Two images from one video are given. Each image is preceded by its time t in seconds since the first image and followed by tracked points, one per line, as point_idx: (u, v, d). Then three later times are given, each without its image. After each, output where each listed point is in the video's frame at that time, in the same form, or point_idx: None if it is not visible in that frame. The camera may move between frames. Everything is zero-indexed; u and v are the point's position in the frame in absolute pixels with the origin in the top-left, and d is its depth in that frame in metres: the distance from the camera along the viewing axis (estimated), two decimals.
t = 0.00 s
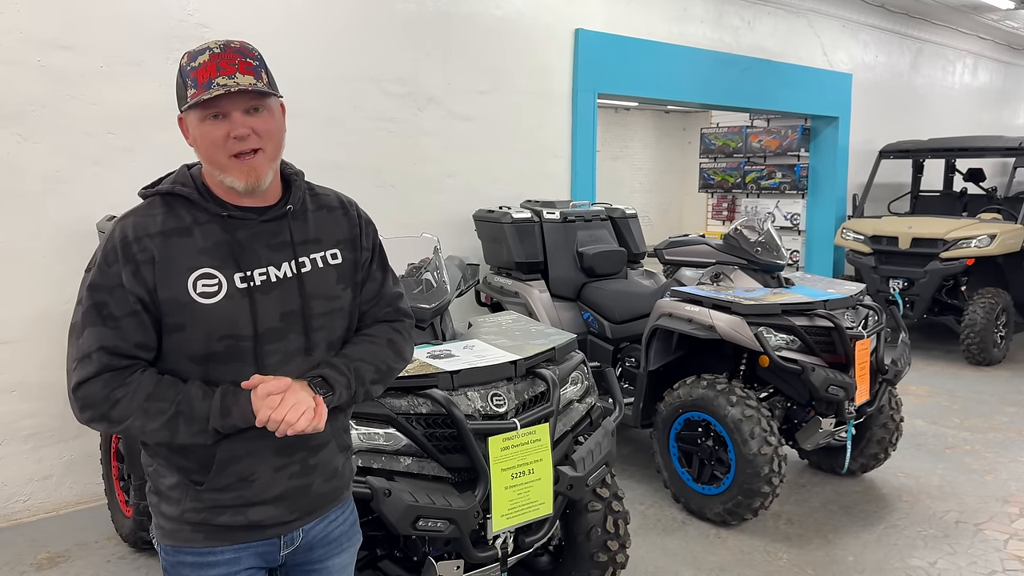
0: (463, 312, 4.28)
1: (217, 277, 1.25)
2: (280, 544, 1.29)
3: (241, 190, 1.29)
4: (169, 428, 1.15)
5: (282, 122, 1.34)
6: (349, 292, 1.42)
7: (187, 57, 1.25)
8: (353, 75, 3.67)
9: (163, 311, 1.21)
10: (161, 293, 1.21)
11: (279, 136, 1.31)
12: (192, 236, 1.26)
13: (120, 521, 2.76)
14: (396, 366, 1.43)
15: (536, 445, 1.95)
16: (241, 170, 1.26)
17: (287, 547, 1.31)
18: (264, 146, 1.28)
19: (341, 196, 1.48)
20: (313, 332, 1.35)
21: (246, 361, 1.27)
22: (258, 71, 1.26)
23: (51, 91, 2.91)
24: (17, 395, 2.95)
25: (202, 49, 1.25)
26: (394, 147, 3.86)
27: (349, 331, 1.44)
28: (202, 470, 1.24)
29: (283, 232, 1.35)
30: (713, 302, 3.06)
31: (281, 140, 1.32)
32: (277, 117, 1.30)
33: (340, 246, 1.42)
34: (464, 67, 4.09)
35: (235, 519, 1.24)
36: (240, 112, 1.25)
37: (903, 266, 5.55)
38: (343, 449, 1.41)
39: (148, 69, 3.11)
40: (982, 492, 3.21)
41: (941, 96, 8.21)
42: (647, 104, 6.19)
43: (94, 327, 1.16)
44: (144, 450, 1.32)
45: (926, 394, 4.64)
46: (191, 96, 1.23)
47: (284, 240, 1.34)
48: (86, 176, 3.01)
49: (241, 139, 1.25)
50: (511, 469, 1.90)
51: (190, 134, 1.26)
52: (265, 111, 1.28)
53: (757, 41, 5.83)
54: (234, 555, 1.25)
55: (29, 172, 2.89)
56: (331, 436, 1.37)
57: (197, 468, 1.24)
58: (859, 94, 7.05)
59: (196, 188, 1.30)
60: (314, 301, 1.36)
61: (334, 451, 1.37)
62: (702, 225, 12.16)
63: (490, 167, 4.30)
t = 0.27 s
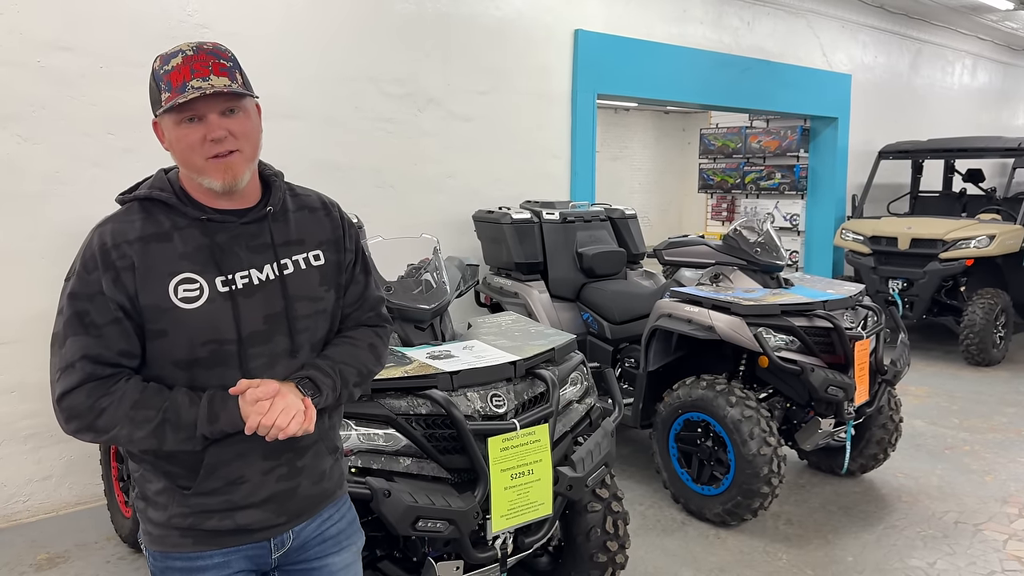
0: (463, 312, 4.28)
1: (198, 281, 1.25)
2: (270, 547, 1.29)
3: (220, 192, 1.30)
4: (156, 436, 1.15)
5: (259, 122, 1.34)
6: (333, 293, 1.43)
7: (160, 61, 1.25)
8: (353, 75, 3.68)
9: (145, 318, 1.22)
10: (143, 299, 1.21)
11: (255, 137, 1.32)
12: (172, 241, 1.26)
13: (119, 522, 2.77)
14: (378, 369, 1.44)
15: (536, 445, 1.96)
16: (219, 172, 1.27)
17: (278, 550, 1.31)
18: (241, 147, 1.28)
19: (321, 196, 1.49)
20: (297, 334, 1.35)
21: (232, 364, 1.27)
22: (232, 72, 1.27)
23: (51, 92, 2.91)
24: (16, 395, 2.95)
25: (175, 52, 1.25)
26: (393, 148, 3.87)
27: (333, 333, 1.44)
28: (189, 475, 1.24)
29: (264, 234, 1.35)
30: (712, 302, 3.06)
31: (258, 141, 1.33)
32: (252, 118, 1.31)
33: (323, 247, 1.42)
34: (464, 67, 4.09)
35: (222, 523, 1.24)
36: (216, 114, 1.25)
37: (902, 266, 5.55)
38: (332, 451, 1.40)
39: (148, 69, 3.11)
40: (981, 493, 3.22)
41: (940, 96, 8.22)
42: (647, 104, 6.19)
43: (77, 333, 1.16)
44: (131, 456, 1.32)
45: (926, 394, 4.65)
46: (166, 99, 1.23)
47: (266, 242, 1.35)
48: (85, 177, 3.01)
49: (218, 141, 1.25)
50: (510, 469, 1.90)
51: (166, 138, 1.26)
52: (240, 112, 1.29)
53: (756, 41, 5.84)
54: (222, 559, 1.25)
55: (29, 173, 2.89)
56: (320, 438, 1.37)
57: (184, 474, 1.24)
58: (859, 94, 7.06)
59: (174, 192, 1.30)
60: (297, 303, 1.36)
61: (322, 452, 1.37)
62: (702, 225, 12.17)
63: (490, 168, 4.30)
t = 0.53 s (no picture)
0: (462, 313, 4.29)
1: (195, 279, 1.25)
2: (271, 548, 1.30)
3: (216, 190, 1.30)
4: (153, 437, 1.15)
5: (253, 120, 1.34)
6: (331, 291, 1.43)
7: (154, 60, 1.25)
8: (352, 75, 3.68)
9: (142, 315, 1.21)
10: (140, 297, 1.21)
11: (251, 135, 1.31)
12: (169, 240, 1.26)
13: (117, 522, 2.77)
14: (379, 369, 1.44)
15: (534, 446, 1.96)
16: (214, 170, 1.27)
17: (278, 551, 1.31)
18: (236, 144, 1.28)
19: (318, 196, 1.49)
20: (295, 333, 1.35)
21: (229, 363, 1.27)
22: (226, 70, 1.27)
23: (50, 92, 2.91)
24: (15, 396, 2.95)
25: (169, 52, 1.25)
26: (392, 148, 3.87)
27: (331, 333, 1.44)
28: (187, 476, 1.24)
29: (261, 232, 1.35)
30: (712, 303, 3.06)
31: (253, 138, 1.32)
32: (247, 115, 1.31)
33: (319, 246, 1.42)
34: (463, 68, 4.09)
35: (223, 525, 1.24)
36: (210, 111, 1.25)
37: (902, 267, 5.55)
38: (333, 452, 1.40)
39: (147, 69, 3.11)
40: (980, 493, 3.22)
41: (939, 97, 8.23)
42: (646, 105, 6.20)
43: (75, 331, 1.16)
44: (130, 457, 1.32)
45: (925, 395, 4.65)
46: (160, 98, 1.23)
47: (262, 241, 1.35)
48: (84, 177, 3.01)
49: (213, 138, 1.25)
50: (509, 469, 1.90)
51: (161, 137, 1.26)
52: (235, 110, 1.28)
53: (756, 42, 5.84)
54: (223, 561, 1.25)
55: (27, 173, 2.89)
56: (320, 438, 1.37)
57: (182, 475, 1.24)
58: (858, 95, 7.06)
59: (170, 191, 1.30)
60: (295, 301, 1.36)
61: (324, 453, 1.38)
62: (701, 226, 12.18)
63: (489, 168, 4.30)
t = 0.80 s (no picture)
0: (461, 313, 4.29)
1: (222, 270, 1.25)
2: (290, 549, 1.29)
3: (253, 186, 1.30)
4: (162, 427, 1.13)
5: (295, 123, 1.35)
6: (354, 290, 1.42)
7: (207, 54, 1.25)
8: (351, 76, 3.68)
9: (168, 305, 1.21)
10: (167, 286, 1.21)
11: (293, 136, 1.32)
12: (197, 233, 1.26)
13: (115, 523, 2.76)
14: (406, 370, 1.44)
15: (532, 446, 1.95)
16: (256, 166, 1.27)
17: (297, 552, 1.30)
18: (279, 144, 1.29)
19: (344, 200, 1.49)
20: (319, 327, 1.35)
21: (253, 353, 1.26)
22: (277, 72, 1.28)
23: (48, 92, 2.90)
24: (13, 396, 2.94)
25: (223, 49, 1.26)
26: (391, 148, 3.87)
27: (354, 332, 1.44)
28: (209, 471, 1.23)
29: (287, 230, 1.35)
30: (710, 303, 3.06)
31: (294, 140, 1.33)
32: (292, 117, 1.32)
33: (344, 246, 1.42)
34: (461, 68, 4.09)
35: (245, 521, 1.24)
36: (260, 108, 1.26)
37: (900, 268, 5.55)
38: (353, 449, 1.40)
39: (145, 70, 3.11)
40: (978, 493, 3.22)
41: (937, 98, 8.24)
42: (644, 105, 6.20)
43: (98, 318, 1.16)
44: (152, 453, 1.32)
45: (923, 395, 4.65)
46: (212, 89, 1.23)
47: (289, 238, 1.35)
48: (82, 177, 3.01)
49: (260, 134, 1.26)
50: (508, 470, 1.90)
51: (206, 129, 1.26)
52: (282, 110, 1.29)
53: (754, 42, 5.85)
54: (243, 560, 1.25)
55: (26, 173, 2.89)
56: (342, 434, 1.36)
57: (205, 471, 1.23)
58: (856, 95, 7.07)
59: (202, 188, 1.30)
60: (319, 296, 1.35)
61: (343, 450, 1.37)
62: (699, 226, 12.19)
63: (487, 169, 4.30)
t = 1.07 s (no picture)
0: (460, 313, 4.29)
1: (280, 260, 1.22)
2: (330, 539, 1.27)
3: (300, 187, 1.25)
4: (178, 334, 1.06)
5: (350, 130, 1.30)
6: (400, 292, 1.38)
7: (268, 60, 1.24)
8: (350, 76, 3.67)
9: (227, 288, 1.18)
10: (228, 269, 1.19)
11: (344, 141, 1.27)
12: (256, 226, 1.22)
13: (113, 523, 2.75)
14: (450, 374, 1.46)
15: (531, 446, 1.95)
16: (300, 165, 1.22)
17: (336, 542, 1.29)
18: (326, 146, 1.24)
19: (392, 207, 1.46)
20: (368, 322, 1.31)
21: (305, 342, 1.22)
22: (331, 79, 1.24)
23: (45, 92, 2.90)
24: (10, 397, 2.94)
25: (283, 55, 1.25)
26: (390, 148, 3.86)
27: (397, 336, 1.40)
28: (255, 458, 1.21)
29: (341, 229, 1.31)
30: (708, 303, 3.06)
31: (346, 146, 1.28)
32: (344, 123, 1.27)
33: (392, 249, 1.38)
34: (459, 68, 4.09)
35: (289, 508, 1.22)
36: (308, 111, 1.22)
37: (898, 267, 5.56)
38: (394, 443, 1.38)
39: (144, 69, 3.11)
40: (976, 493, 3.22)
41: (935, 98, 8.25)
42: (642, 105, 6.21)
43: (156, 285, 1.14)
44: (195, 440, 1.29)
45: (921, 395, 4.66)
46: (265, 91, 1.21)
47: (342, 237, 1.31)
48: (80, 177, 3.00)
49: (305, 136, 1.21)
50: (506, 470, 1.90)
51: (258, 130, 1.24)
52: (334, 115, 1.25)
53: (752, 43, 5.85)
54: (284, 550, 1.23)
55: (24, 173, 2.88)
56: (385, 427, 1.34)
57: (251, 458, 1.21)
58: (854, 96, 7.08)
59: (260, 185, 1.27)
60: (369, 294, 1.32)
61: (386, 443, 1.35)
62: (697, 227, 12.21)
63: (485, 169, 4.30)
